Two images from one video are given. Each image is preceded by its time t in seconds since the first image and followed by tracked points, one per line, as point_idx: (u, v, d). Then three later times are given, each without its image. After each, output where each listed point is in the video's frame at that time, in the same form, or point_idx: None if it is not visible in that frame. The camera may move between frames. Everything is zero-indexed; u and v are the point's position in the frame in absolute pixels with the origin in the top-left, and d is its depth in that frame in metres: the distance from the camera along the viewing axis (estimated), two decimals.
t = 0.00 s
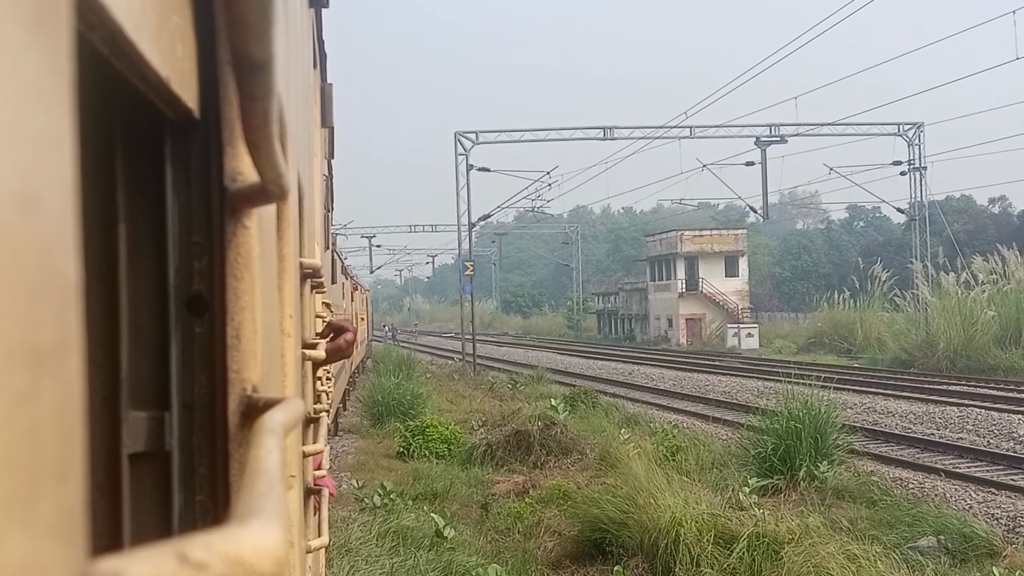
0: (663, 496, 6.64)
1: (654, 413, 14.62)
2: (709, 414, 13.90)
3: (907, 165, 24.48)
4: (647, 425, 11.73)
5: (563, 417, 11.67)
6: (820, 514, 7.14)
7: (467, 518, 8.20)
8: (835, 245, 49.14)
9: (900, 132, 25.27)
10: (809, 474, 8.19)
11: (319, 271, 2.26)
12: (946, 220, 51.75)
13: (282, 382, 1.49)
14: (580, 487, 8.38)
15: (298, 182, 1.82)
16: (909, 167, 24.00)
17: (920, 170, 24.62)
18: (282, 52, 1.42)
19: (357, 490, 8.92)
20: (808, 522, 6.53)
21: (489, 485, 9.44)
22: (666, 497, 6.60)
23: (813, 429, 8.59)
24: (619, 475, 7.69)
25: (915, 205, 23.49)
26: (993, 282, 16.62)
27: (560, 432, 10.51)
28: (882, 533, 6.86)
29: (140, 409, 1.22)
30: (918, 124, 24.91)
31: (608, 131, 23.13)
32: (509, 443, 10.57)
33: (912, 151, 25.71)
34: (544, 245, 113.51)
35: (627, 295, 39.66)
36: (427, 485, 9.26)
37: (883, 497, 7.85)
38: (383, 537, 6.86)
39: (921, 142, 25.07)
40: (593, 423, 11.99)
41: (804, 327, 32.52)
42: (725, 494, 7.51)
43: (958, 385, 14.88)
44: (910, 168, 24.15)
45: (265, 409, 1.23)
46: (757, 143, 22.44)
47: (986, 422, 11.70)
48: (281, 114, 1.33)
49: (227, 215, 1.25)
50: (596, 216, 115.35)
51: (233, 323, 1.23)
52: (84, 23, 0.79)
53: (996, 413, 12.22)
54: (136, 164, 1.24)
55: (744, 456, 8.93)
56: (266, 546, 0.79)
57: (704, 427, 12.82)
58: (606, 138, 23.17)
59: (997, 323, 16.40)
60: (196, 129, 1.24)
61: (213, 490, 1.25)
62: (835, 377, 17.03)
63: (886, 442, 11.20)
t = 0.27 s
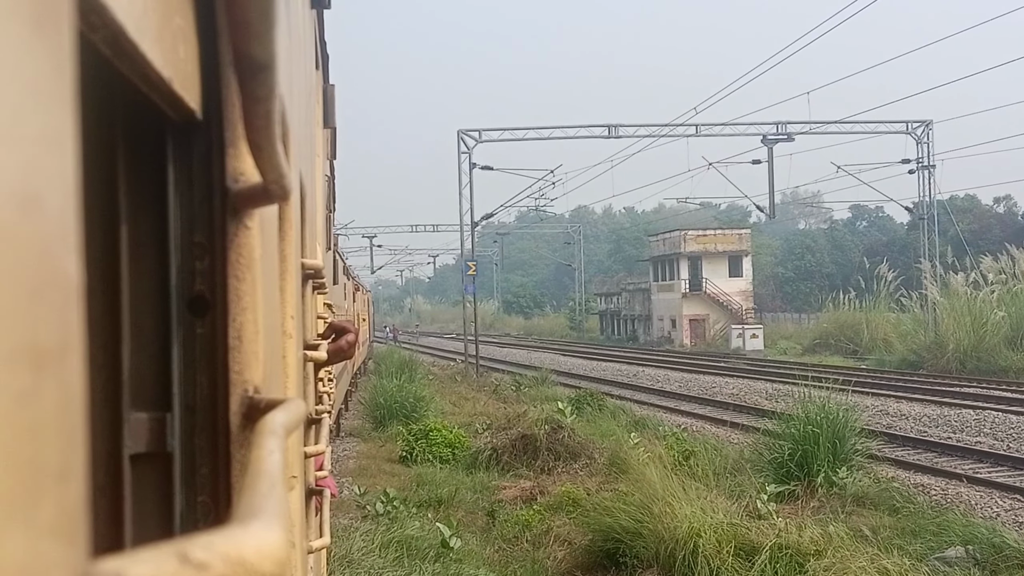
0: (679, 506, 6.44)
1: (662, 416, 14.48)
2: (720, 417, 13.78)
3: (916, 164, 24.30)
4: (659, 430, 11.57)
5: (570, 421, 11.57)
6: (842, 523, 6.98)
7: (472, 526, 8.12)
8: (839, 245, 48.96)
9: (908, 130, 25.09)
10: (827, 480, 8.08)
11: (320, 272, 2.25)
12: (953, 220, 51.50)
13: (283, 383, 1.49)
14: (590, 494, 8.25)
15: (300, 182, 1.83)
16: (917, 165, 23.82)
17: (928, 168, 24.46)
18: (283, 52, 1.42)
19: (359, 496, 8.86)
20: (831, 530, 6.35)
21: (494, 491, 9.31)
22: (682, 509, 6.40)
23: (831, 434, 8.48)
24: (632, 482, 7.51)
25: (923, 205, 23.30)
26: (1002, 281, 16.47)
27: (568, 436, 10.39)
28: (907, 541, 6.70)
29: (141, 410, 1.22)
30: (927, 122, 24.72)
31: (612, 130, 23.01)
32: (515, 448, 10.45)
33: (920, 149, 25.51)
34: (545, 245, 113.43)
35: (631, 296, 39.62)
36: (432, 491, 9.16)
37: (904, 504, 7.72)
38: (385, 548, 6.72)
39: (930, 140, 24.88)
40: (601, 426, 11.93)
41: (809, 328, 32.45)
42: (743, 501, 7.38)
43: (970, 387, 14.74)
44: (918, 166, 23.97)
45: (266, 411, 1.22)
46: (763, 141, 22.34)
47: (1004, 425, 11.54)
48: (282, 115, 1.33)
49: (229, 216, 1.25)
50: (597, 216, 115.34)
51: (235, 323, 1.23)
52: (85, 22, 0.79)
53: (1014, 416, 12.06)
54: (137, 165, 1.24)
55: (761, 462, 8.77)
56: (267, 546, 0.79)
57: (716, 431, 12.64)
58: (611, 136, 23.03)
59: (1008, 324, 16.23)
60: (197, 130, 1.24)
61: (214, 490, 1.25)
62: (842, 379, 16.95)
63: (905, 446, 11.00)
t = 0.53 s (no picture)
0: (695, 512, 6.23)
1: (668, 418, 14.38)
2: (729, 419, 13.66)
3: (922, 161, 24.18)
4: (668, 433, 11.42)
5: (575, 423, 11.49)
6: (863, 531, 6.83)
7: (479, 533, 7.98)
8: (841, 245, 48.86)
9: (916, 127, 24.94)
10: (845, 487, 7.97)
11: (321, 272, 2.25)
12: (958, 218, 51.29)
13: (284, 381, 1.49)
14: (598, 499, 8.14)
15: (300, 181, 1.83)
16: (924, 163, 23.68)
17: (935, 166, 24.33)
18: (285, 53, 1.43)
19: (359, 501, 8.80)
20: (856, 540, 6.20)
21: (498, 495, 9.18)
22: (699, 513, 6.22)
23: (848, 438, 8.36)
24: (644, 488, 7.36)
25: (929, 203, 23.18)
26: (1010, 280, 16.36)
27: (574, 438, 10.27)
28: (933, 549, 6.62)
29: (142, 410, 1.23)
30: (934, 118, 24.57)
31: (615, 128, 22.92)
32: (520, 451, 10.37)
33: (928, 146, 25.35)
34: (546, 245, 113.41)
35: (632, 296, 39.61)
36: (435, 496, 9.07)
37: (927, 512, 7.59)
38: (389, 557, 6.58)
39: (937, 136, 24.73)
40: (607, 428, 11.87)
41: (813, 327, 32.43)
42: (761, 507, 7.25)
43: (981, 388, 14.62)
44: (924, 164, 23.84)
45: (267, 411, 1.23)
46: (767, 139, 22.27)
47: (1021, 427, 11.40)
48: (285, 116, 1.33)
49: (230, 217, 1.25)
50: (598, 215, 115.38)
51: (235, 324, 1.24)
52: (85, 21, 0.79)
53: None
54: (139, 166, 1.25)
55: (776, 465, 8.64)
56: (267, 547, 0.79)
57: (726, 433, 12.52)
58: (613, 134, 22.91)
59: (1016, 323, 16.12)
60: (198, 129, 1.24)
61: (215, 491, 1.25)
62: (850, 378, 16.86)
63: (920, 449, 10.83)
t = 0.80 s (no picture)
0: (718, 525, 6.13)
1: (677, 419, 14.29)
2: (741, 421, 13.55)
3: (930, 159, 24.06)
4: (679, 436, 11.32)
5: (583, 426, 11.42)
6: (885, 540, 6.63)
7: (487, 543, 7.67)
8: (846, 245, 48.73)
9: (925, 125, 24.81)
10: (866, 492, 7.76)
11: (324, 271, 2.25)
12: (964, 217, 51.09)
13: (287, 383, 1.48)
14: (608, 506, 7.90)
15: (303, 183, 1.83)
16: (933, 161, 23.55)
17: (944, 163, 24.22)
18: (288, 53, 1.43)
19: (360, 509, 8.73)
20: (882, 554, 5.98)
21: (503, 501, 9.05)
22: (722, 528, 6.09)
23: (869, 441, 8.16)
24: (659, 496, 7.23)
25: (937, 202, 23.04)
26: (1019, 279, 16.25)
27: (582, 441, 10.18)
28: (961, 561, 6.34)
29: (144, 410, 1.23)
30: (943, 116, 24.44)
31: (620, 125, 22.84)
32: (526, 454, 10.27)
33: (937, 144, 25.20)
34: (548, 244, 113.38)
35: (636, 295, 39.58)
36: (440, 502, 8.83)
37: (952, 518, 7.33)
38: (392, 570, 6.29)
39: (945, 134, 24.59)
40: (616, 432, 11.79)
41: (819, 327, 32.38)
42: (780, 516, 7.07)
43: (993, 390, 14.48)
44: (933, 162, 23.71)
45: (269, 412, 1.22)
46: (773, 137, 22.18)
47: None
48: (287, 117, 1.33)
49: (233, 217, 1.24)
50: (600, 215, 115.37)
51: (239, 324, 1.23)
52: (88, 23, 0.79)
53: None
54: (141, 168, 1.25)
55: (794, 470, 8.49)
56: (270, 548, 0.79)
57: (738, 435, 12.39)
58: (618, 132, 22.81)
59: None
60: (201, 129, 1.24)
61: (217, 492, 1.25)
62: (859, 379, 16.75)
63: (940, 452, 10.64)
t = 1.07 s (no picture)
0: (734, 537, 6.07)
1: (683, 420, 14.26)
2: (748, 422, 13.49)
3: (936, 156, 24.00)
4: (687, 439, 11.32)
5: (589, 428, 11.38)
6: (906, 549, 6.53)
7: (492, 550, 7.59)
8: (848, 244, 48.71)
9: (931, 122, 24.75)
10: (884, 497, 7.68)
11: (324, 271, 2.26)
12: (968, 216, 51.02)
13: (287, 382, 1.48)
14: (618, 512, 7.71)
15: (303, 182, 1.83)
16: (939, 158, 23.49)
17: (951, 161, 24.17)
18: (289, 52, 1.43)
19: (361, 515, 8.67)
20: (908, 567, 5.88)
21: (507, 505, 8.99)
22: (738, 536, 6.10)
23: (886, 445, 8.08)
24: (672, 504, 7.14)
25: (944, 201, 22.99)
26: None
27: (587, 444, 10.16)
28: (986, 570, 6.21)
29: (144, 410, 1.23)
30: (949, 113, 24.38)
31: (623, 122, 22.78)
32: (531, 457, 10.21)
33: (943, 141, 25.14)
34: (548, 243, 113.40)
35: (637, 294, 39.58)
36: (443, 508, 8.74)
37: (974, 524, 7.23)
38: None
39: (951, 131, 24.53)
40: (622, 434, 11.75)
41: (821, 326, 32.39)
42: (798, 524, 7.00)
43: (1002, 390, 14.43)
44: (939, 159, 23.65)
45: (270, 411, 1.22)
46: (777, 134, 22.15)
47: None
48: (287, 116, 1.32)
49: (233, 216, 1.24)
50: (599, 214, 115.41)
51: (240, 323, 1.22)
52: (88, 23, 0.79)
53: None
54: (142, 167, 1.26)
55: (808, 474, 8.40)
56: (270, 547, 0.79)
57: (748, 437, 12.33)
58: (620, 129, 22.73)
59: None
60: (202, 129, 1.24)
61: (217, 491, 1.25)
62: (866, 379, 16.70)
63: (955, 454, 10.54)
